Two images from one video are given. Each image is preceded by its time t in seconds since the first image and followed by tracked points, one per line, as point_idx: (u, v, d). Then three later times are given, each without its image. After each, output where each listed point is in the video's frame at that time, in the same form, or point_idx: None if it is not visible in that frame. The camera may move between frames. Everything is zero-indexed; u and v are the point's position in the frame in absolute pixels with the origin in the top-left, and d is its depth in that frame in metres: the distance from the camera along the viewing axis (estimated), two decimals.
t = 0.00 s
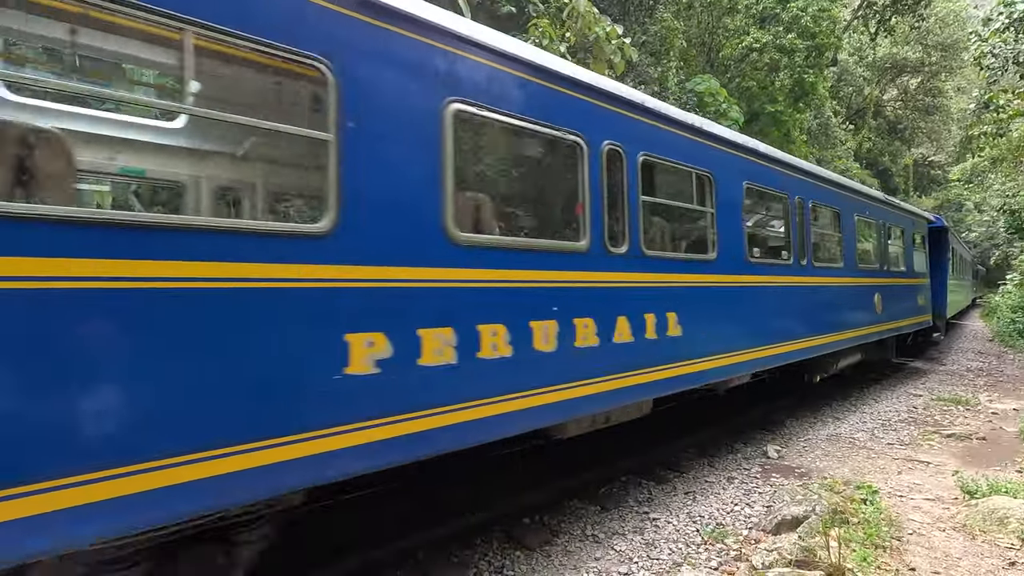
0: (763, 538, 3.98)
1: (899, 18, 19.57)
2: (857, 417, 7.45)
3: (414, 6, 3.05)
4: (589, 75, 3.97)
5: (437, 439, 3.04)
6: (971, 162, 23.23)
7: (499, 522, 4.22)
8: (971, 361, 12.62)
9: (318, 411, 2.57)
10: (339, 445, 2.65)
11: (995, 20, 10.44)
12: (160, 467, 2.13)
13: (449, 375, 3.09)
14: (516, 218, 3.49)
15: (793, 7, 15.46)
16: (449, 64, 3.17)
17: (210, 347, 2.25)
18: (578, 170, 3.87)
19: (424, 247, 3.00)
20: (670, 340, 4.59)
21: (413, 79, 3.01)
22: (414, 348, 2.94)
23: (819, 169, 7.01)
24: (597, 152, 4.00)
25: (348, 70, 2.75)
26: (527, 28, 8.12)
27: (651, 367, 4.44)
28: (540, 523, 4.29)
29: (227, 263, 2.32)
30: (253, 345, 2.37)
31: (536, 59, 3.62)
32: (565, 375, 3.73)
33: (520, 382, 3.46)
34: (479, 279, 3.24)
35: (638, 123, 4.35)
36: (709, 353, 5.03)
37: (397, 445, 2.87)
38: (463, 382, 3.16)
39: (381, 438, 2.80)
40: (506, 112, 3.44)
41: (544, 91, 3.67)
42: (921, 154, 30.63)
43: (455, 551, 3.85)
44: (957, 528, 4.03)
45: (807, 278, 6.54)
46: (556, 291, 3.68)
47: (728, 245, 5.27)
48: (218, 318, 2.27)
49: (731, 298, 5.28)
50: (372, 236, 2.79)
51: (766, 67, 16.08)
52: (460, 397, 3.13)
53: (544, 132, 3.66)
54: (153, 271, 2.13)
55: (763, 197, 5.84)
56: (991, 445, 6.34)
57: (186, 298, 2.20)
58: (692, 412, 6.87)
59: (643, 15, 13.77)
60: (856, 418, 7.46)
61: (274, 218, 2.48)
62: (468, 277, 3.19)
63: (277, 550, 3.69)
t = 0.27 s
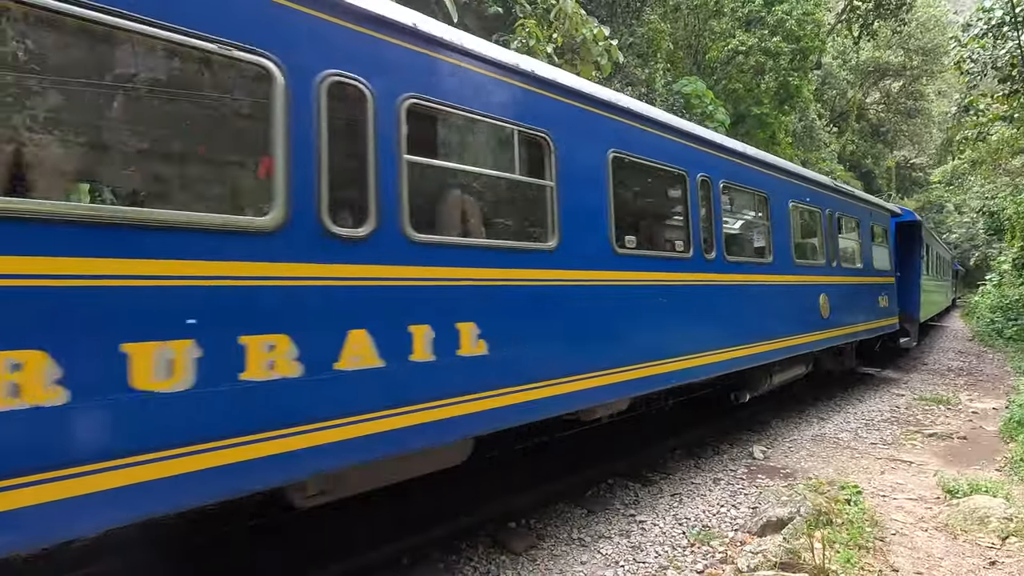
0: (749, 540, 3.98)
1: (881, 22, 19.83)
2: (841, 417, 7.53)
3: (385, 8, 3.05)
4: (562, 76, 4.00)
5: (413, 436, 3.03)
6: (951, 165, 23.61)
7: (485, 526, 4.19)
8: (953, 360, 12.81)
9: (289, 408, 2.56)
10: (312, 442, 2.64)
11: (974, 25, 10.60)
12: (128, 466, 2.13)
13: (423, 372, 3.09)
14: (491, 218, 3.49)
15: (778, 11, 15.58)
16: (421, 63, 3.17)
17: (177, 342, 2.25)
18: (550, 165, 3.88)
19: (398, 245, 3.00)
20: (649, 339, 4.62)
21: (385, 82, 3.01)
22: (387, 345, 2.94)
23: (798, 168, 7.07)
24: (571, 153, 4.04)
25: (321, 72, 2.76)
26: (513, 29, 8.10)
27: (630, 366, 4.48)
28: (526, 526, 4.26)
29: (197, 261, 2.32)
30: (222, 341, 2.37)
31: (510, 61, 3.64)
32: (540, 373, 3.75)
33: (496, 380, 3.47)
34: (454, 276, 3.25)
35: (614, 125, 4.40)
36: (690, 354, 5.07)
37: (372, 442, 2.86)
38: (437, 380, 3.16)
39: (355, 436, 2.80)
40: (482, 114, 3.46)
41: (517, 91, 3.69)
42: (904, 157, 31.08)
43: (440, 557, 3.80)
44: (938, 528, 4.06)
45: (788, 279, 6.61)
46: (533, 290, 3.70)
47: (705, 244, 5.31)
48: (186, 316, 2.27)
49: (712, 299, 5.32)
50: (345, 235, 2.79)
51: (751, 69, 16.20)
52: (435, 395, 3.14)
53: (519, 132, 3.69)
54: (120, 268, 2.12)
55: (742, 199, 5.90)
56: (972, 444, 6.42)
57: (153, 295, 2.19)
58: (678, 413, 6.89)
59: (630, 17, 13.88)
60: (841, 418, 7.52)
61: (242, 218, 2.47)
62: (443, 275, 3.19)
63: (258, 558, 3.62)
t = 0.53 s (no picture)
0: (733, 549, 3.97)
1: (861, 29, 20.16)
2: (823, 421, 7.59)
3: (368, 14, 2.99)
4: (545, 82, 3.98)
5: (398, 450, 2.98)
6: (927, 170, 24.11)
7: (468, 536, 4.13)
8: (930, 362, 13.03)
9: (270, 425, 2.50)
10: (295, 459, 2.57)
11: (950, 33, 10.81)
12: (101, 488, 2.06)
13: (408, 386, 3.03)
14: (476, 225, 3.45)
15: (760, 17, 15.74)
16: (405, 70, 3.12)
17: (152, 360, 2.18)
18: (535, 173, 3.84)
19: (382, 256, 2.94)
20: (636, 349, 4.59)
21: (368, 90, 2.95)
22: (372, 358, 2.88)
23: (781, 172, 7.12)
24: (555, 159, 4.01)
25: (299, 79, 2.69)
26: (498, 32, 8.06)
27: (617, 375, 4.45)
28: (510, 537, 4.21)
29: (173, 276, 2.25)
30: (200, 358, 2.30)
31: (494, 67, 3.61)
32: (528, 384, 3.70)
33: (483, 392, 3.42)
34: (440, 287, 3.20)
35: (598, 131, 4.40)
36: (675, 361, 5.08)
37: (356, 458, 2.80)
38: (422, 393, 3.10)
39: (339, 452, 2.74)
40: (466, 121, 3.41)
41: (501, 98, 3.66)
42: (882, 161, 31.67)
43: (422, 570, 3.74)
44: (919, 534, 4.09)
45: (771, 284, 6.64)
46: (521, 300, 3.66)
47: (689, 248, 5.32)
48: (160, 332, 2.19)
49: (697, 306, 5.32)
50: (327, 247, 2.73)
51: (734, 74, 16.36)
52: (420, 408, 3.09)
53: (504, 139, 3.65)
54: (88, 285, 2.04)
55: (726, 204, 5.92)
56: (950, 447, 6.51)
57: (126, 312, 2.12)
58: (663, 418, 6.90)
59: (614, 21, 14.00)
60: (822, 421, 7.59)
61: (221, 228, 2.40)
62: (429, 286, 3.14)
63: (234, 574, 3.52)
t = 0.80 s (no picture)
0: (712, 561, 3.98)
1: (835, 39, 20.59)
2: (800, 427, 7.69)
3: (350, 26, 2.94)
4: (531, 94, 3.95)
5: (381, 477, 2.92)
6: (898, 177, 24.72)
7: (447, 552, 4.08)
8: (903, 366, 13.33)
9: (248, 457, 2.44)
10: (274, 492, 2.51)
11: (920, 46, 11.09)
12: (77, 527, 2.00)
13: (391, 411, 2.99)
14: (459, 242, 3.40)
15: (737, 26, 15.96)
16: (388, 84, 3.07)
17: (125, 395, 2.12)
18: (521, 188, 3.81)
19: (362, 280, 2.90)
20: (618, 364, 4.60)
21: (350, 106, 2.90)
22: (353, 385, 2.83)
23: (765, 180, 7.16)
24: (541, 173, 3.98)
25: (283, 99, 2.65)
26: (478, 40, 8.04)
27: (599, 390, 4.44)
28: (490, 552, 4.17)
29: (146, 306, 2.19)
30: (174, 391, 2.24)
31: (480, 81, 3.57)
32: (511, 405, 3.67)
33: (466, 415, 3.39)
34: (421, 310, 3.16)
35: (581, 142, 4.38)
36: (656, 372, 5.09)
37: (337, 487, 2.75)
38: (405, 418, 3.06)
39: (320, 481, 2.68)
40: (451, 136, 3.37)
41: (486, 111, 3.62)
42: (856, 168, 32.39)
43: None
44: (893, 542, 4.14)
45: (753, 292, 6.68)
46: (508, 318, 3.67)
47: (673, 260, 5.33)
48: (139, 362, 2.15)
49: (680, 319, 5.33)
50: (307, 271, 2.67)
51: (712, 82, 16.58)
52: (403, 433, 3.04)
53: (496, 157, 3.66)
54: (65, 318, 2.00)
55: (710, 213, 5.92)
56: (922, 452, 6.64)
57: (97, 347, 2.06)
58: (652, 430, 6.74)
59: (594, 29, 14.10)
60: (799, 428, 7.70)
61: (199, 253, 2.35)
62: (409, 309, 3.10)
63: None
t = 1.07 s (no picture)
0: (682, 570, 4.01)
1: (804, 49, 21.07)
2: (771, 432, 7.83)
3: (325, 37, 2.85)
4: (514, 105, 3.88)
5: (356, 503, 2.88)
6: (865, 183, 25.40)
7: (419, 567, 4.04)
8: (869, 368, 13.68)
9: (218, 488, 2.39)
10: (245, 522, 2.47)
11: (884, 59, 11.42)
12: (41, 566, 1.95)
13: (368, 436, 2.93)
14: (440, 258, 3.35)
15: (710, 35, 16.20)
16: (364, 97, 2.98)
17: (91, 431, 2.05)
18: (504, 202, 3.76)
19: (339, 302, 2.82)
20: (598, 379, 4.57)
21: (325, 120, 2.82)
22: (328, 410, 2.77)
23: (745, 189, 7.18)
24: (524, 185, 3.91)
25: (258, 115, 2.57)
26: (453, 46, 8.01)
27: (580, 406, 4.41)
28: (462, 566, 4.14)
29: (118, 335, 2.13)
30: (141, 424, 2.17)
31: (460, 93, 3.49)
32: (490, 425, 3.63)
33: (445, 437, 3.34)
34: (400, 331, 3.08)
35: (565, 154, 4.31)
36: (637, 385, 5.06)
37: (311, 515, 2.70)
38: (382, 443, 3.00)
39: (293, 510, 2.63)
40: (429, 149, 3.29)
41: (467, 123, 3.54)
42: (825, 174, 33.21)
43: None
44: (857, 548, 4.24)
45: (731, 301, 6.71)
46: (492, 337, 3.65)
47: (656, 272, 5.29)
48: (110, 394, 2.09)
49: (660, 331, 5.32)
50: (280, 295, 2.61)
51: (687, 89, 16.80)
52: (381, 458, 3.00)
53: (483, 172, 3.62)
54: (31, 352, 1.94)
55: (691, 223, 5.90)
56: (886, 456, 6.82)
57: (60, 381, 1.99)
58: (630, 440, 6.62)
59: (569, 35, 14.17)
60: (769, 433, 7.84)
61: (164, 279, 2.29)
62: (389, 330, 3.03)
63: None
